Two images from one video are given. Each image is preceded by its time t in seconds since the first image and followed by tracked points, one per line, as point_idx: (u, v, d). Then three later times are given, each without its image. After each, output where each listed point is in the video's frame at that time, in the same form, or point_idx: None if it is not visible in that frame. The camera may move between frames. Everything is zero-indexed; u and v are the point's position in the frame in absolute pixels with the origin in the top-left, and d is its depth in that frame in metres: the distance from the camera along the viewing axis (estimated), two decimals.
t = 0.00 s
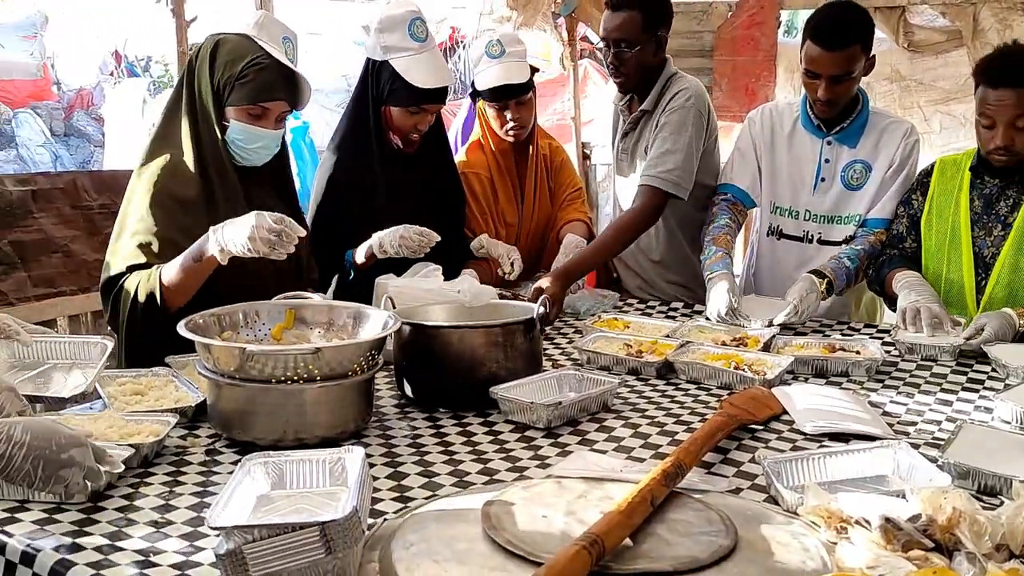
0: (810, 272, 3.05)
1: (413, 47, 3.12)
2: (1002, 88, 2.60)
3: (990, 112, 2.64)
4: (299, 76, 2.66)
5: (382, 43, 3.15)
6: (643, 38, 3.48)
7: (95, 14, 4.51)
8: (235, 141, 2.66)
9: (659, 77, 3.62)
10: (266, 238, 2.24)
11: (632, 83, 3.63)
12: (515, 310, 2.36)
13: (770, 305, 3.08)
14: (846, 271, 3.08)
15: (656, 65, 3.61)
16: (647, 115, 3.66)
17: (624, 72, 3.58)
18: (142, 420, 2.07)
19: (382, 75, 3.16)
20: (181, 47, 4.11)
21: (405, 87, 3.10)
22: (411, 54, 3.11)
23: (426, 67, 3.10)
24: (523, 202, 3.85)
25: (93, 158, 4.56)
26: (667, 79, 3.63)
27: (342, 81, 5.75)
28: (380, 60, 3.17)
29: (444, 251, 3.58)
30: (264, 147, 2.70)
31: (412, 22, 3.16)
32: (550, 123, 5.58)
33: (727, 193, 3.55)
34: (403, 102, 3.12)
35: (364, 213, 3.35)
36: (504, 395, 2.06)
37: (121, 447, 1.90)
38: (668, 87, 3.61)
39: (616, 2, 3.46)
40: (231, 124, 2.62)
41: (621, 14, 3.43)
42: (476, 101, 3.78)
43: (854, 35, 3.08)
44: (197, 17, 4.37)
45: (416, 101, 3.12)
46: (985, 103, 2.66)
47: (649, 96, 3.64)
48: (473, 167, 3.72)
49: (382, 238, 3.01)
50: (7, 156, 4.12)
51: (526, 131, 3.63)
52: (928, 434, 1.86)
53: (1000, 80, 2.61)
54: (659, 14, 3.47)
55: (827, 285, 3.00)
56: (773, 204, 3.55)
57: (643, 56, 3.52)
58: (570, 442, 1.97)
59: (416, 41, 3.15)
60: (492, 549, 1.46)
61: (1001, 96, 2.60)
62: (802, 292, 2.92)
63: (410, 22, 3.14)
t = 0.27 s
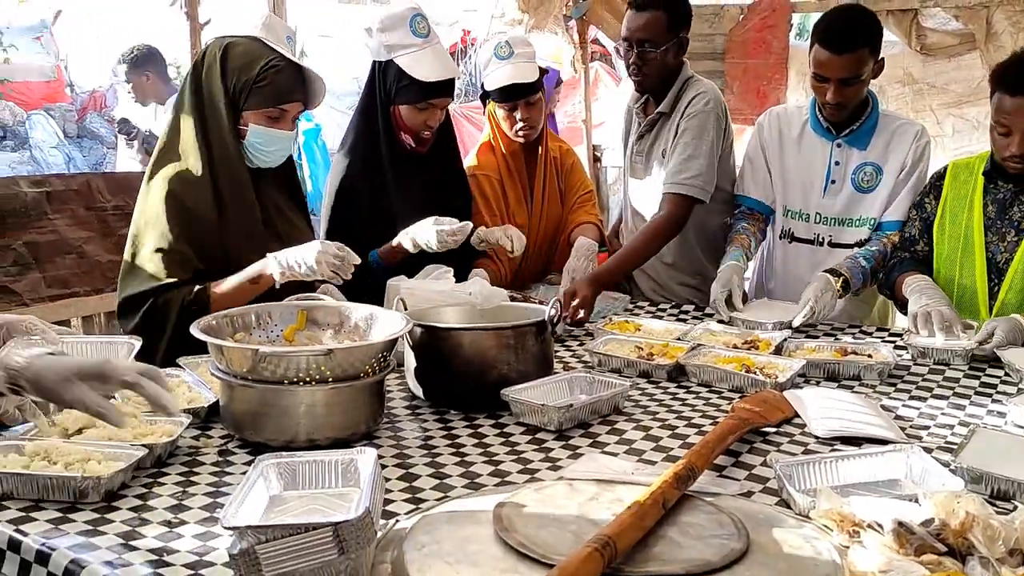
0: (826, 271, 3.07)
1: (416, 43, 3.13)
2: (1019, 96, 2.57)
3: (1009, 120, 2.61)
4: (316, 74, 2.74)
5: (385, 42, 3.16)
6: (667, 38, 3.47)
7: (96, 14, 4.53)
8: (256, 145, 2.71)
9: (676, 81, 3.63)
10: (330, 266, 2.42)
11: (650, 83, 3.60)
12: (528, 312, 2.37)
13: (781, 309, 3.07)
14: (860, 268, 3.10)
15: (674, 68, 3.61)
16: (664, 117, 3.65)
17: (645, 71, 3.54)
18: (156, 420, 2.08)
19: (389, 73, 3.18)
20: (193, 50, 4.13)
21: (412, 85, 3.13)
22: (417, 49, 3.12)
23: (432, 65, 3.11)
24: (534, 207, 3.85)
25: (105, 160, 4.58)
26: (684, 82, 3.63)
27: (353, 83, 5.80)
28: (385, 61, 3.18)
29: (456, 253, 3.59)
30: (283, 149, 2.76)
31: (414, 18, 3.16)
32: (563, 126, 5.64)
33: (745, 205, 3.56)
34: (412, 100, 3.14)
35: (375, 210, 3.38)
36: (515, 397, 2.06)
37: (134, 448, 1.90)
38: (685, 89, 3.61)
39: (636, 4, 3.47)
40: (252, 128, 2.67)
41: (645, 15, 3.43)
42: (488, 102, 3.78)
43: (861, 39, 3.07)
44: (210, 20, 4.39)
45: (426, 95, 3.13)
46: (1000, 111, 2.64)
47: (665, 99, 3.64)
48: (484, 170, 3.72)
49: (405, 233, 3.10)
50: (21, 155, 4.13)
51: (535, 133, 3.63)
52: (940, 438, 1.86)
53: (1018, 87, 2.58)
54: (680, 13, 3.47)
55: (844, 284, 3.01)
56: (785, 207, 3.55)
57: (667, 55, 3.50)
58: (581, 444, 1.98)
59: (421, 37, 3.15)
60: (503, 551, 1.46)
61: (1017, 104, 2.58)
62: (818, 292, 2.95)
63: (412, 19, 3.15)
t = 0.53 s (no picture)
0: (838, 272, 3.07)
1: (421, 43, 3.14)
2: None
3: None
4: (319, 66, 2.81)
5: (390, 45, 3.18)
6: (685, 46, 3.47)
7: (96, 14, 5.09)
8: (273, 148, 2.75)
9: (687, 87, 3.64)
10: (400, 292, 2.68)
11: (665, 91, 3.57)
12: (539, 314, 2.39)
13: (791, 312, 3.05)
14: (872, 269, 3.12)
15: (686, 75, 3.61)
16: (678, 121, 3.66)
17: (669, 80, 3.51)
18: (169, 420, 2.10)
19: (397, 76, 3.20)
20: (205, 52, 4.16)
21: (418, 86, 3.14)
22: (421, 49, 3.14)
23: (435, 62, 3.13)
24: (539, 205, 3.86)
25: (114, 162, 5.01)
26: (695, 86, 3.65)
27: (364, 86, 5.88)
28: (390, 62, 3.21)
29: (466, 256, 3.61)
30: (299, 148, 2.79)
31: (417, 19, 3.19)
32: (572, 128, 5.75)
33: (757, 211, 3.62)
34: (421, 101, 3.15)
35: (395, 209, 3.39)
36: (526, 398, 2.07)
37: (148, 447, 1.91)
38: (698, 94, 3.63)
39: (652, 12, 3.44)
40: (271, 132, 2.71)
41: (667, 24, 3.40)
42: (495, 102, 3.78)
43: (862, 42, 3.07)
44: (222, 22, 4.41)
45: (435, 94, 3.14)
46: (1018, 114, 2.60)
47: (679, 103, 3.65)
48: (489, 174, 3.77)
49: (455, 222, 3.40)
50: (34, 156, 4.58)
51: (542, 134, 3.64)
52: (952, 441, 1.86)
53: None
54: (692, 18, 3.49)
55: (854, 285, 3.02)
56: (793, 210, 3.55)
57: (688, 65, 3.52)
58: (592, 445, 1.98)
59: (424, 37, 3.17)
60: (514, 551, 1.47)
61: None
62: (829, 293, 2.94)
63: (415, 20, 3.17)
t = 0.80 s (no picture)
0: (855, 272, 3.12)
1: (434, 45, 3.16)
2: None
3: None
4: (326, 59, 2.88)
5: (404, 48, 3.19)
6: (692, 49, 3.44)
7: (96, 14, 5.37)
8: (289, 143, 2.85)
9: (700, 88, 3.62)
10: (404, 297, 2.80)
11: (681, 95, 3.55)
12: (549, 315, 2.39)
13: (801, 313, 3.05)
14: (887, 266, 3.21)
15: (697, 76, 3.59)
16: (696, 123, 3.63)
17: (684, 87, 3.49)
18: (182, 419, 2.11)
19: (410, 78, 3.21)
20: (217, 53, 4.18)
21: (433, 88, 3.15)
22: (434, 52, 3.15)
23: (449, 65, 3.14)
24: (540, 202, 3.87)
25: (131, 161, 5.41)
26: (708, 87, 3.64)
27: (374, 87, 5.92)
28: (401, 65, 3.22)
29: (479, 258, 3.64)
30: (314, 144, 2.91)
31: (432, 21, 3.20)
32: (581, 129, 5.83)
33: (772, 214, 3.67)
34: (436, 102, 3.17)
35: (412, 210, 3.39)
36: (537, 398, 2.08)
37: (160, 446, 1.93)
38: (712, 95, 3.62)
39: (662, 20, 3.40)
40: (288, 129, 2.81)
41: (673, 32, 3.36)
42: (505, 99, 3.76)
43: (868, 47, 3.06)
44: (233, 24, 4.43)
45: (449, 96, 3.16)
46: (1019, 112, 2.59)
47: (695, 104, 3.61)
48: (490, 173, 3.79)
49: (471, 229, 3.44)
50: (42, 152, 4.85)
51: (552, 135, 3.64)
52: (964, 443, 1.85)
53: None
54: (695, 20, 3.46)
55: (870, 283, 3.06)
56: (801, 208, 3.59)
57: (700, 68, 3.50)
58: (602, 446, 1.98)
59: (436, 40, 3.19)
60: (525, 550, 1.47)
61: None
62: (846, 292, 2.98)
63: (429, 22, 3.19)
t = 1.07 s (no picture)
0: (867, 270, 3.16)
1: (449, 48, 3.18)
2: None
3: None
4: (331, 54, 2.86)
5: (418, 50, 3.20)
6: (705, 49, 3.43)
7: (96, 14, 5.70)
8: (302, 139, 2.83)
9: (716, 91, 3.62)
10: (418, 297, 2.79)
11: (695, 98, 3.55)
12: (560, 315, 2.39)
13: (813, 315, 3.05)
14: (901, 265, 3.23)
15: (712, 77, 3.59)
16: (711, 124, 3.61)
17: (696, 87, 3.49)
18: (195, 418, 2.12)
19: (425, 81, 3.22)
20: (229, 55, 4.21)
21: (448, 89, 3.16)
22: (450, 55, 3.17)
23: (463, 66, 3.16)
24: (551, 205, 3.89)
25: (140, 163, 5.64)
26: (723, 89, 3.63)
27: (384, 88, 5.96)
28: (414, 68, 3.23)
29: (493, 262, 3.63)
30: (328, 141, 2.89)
31: (444, 25, 3.23)
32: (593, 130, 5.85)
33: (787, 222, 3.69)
34: (450, 104, 3.18)
35: (425, 211, 3.41)
36: (548, 399, 2.08)
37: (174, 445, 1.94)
38: (726, 96, 3.61)
39: (672, 20, 3.40)
40: (299, 124, 2.79)
41: (684, 33, 3.36)
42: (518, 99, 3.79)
43: (876, 52, 3.06)
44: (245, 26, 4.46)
45: (464, 98, 3.17)
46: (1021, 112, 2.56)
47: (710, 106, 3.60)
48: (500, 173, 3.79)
49: (484, 234, 3.40)
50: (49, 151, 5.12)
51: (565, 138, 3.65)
52: (977, 446, 1.84)
53: None
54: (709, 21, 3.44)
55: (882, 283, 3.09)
56: (812, 208, 3.58)
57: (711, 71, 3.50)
58: (614, 447, 1.98)
59: (451, 42, 3.21)
60: (537, 551, 1.47)
61: None
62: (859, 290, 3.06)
63: (442, 25, 3.21)
